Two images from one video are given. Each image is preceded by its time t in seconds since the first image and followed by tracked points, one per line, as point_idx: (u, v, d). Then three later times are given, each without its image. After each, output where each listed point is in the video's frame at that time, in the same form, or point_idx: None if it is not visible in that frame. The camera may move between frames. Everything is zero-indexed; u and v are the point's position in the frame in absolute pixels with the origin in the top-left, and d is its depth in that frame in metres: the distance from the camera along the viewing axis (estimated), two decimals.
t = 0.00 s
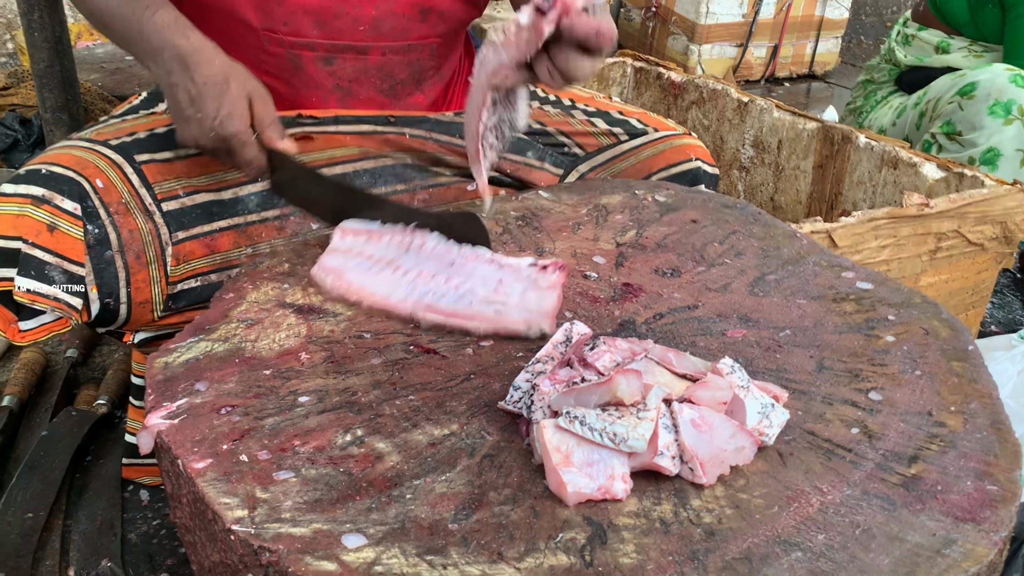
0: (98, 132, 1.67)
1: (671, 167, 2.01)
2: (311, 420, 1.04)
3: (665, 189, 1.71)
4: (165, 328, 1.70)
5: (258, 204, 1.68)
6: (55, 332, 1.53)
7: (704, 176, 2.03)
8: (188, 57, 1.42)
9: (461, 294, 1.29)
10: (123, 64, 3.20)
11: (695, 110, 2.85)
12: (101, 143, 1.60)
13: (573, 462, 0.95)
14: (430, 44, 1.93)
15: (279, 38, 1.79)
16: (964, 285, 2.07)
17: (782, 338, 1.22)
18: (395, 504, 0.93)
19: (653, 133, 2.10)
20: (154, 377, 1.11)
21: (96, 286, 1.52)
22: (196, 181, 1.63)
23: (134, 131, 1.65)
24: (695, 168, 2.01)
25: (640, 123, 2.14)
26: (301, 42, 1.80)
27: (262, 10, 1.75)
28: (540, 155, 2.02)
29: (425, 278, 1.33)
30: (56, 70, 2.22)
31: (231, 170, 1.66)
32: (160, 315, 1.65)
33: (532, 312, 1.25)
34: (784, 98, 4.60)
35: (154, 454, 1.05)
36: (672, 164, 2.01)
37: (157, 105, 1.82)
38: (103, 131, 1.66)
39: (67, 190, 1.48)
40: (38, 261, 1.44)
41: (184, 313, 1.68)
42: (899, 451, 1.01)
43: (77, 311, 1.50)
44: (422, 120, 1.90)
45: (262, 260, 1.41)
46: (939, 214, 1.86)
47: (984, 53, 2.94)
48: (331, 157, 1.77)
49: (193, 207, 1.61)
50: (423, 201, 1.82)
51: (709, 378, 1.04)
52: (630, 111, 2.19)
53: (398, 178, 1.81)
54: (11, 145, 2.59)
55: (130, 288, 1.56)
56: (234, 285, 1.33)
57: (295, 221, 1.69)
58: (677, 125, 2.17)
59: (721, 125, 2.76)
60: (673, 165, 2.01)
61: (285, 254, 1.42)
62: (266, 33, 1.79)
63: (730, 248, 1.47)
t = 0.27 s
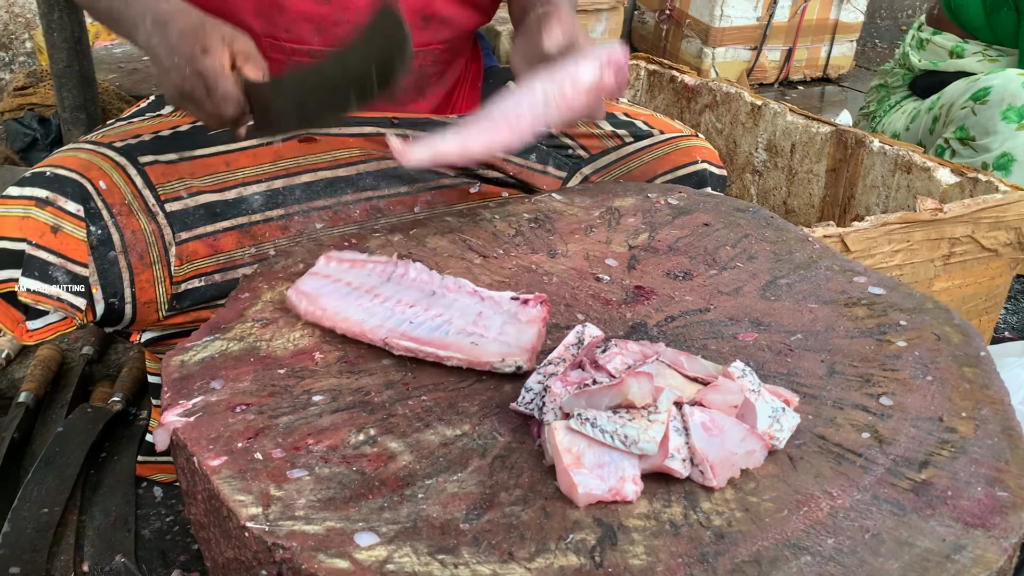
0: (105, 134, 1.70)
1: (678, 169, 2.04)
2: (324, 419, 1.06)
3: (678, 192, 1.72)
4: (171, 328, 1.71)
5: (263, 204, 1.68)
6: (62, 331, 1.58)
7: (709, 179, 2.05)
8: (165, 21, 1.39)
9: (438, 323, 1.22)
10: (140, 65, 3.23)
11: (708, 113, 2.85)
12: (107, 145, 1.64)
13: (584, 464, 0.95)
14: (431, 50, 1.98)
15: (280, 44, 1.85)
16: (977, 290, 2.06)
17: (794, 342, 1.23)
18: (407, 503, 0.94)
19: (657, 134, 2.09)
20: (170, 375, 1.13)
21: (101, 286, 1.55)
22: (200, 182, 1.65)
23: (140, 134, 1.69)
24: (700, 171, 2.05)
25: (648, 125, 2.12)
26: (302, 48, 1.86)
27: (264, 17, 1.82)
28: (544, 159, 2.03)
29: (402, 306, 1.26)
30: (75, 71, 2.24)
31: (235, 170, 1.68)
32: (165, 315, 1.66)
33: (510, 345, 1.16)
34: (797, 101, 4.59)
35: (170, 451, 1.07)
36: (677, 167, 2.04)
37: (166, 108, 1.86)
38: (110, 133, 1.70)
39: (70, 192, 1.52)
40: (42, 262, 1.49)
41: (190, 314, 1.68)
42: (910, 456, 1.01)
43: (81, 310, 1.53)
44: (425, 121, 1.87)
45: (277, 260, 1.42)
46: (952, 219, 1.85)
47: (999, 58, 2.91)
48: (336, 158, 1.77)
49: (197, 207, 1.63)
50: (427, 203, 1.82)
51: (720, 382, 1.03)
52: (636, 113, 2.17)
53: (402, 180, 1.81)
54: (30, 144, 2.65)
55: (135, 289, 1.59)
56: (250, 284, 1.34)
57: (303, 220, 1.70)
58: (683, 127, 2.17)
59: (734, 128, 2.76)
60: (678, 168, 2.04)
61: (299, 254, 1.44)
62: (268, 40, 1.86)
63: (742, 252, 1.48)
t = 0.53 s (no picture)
0: (122, 134, 1.71)
1: (696, 172, 2.03)
2: (339, 417, 1.05)
3: (694, 195, 1.71)
4: (187, 328, 1.73)
5: (279, 205, 1.68)
6: (75, 331, 1.61)
7: (728, 182, 2.03)
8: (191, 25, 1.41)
9: (453, 324, 1.22)
10: (157, 64, 3.25)
11: (724, 116, 2.84)
12: (125, 144, 1.64)
13: (600, 466, 0.95)
14: (455, 55, 1.96)
15: (305, 45, 1.83)
16: (995, 297, 2.04)
17: (812, 346, 1.21)
18: (422, 503, 0.93)
19: (678, 138, 2.09)
20: (185, 372, 1.13)
21: (116, 285, 1.55)
22: (217, 182, 1.64)
23: (159, 133, 1.69)
24: (721, 174, 2.04)
25: (666, 128, 2.12)
26: (327, 51, 1.84)
27: (291, 17, 1.81)
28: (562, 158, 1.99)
29: (417, 306, 1.26)
30: (92, 69, 2.25)
31: (253, 170, 1.68)
32: (182, 315, 1.67)
33: (524, 348, 1.16)
34: (813, 106, 4.57)
35: (184, 448, 1.07)
36: (699, 170, 2.04)
37: (183, 108, 1.85)
38: (127, 133, 1.71)
39: (87, 191, 1.53)
40: (58, 260, 1.49)
41: (206, 314, 1.70)
42: (930, 462, 1.00)
43: (97, 309, 1.54)
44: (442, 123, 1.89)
45: (292, 258, 1.42)
46: (971, 225, 1.83)
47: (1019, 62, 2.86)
48: (353, 159, 1.77)
49: (213, 208, 1.63)
50: (443, 205, 1.83)
51: (739, 385, 1.03)
52: (656, 116, 2.18)
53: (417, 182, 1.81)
54: (47, 142, 2.65)
55: (150, 289, 1.59)
56: (265, 282, 1.35)
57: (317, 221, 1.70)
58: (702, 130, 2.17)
59: (750, 131, 2.74)
60: (697, 172, 2.03)
61: (314, 253, 1.44)
62: (293, 40, 1.84)
63: (759, 255, 1.47)
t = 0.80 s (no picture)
0: (152, 138, 1.68)
1: (713, 182, 2.04)
2: (347, 416, 1.07)
3: (702, 197, 1.71)
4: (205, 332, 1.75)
5: (305, 216, 1.72)
6: (101, 336, 1.54)
7: (744, 192, 2.04)
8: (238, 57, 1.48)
9: (461, 324, 1.23)
10: (170, 66, 3.29)
11: (734, 118, 2.84)
12: (157, 148, 1.63)
13: (604, 465, 0.95)
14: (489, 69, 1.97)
15: (346, 55, 1.78)
16: (1005, 300, 2.03)
17: (818, 348, 1.22)
18: (428, 500, 0.95)
19: (695, 147, 2.09)
20: (196, 370, 1.15)
21: (145, 291, 1.55)
22: (247, 191, 1.65)
23: (189, 138, 1.68)
24: (738, 184, 2.04)
25: (684, 137, 2.12)
26: (368, 61, 1.80)
27: (333, 26, 1.73)
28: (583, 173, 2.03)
29: (426, 306, 1.28)
30: (107, 71, 2.28)
31: (282, 180, 1.69)
32: (204, 320, 1.68)
33: (531, 348, 1.17)
34: (824, 108, 4.56)
35: (195, 445, 1.09)
36: (715, 180, 2.05)
37: (210, 112, 1.83)
38: (158, 136, 1.68)
39: (123, 197, 1.51)
40: (92, 266, 1.46)
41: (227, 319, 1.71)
42: (934, 464, 1.00)
43: (126, 315, 1.53)
44: (465, 142, 1.94)
45: (302, 259, 1.44)
46: (981, 228, 1.83)
47: None
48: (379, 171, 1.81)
49: (241, 216, 1.65)
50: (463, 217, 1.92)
51: (743, 385, 1.03)
52: (674, 124, 2.16)
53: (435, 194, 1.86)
54: (61, 143, 2.70)
55: (177, 294, 1.60)
56: (275, 282, 1.36)
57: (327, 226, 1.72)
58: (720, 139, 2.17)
59: (760, 134, 2.74)
60: (714, 181, 2.05)
61: (324, 253, 1.46)
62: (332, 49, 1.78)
63: (766, 257, 1.47)
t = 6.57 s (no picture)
0: (105, 162, 1.68)
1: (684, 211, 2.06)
2: (314, 448, 1.04)
3: (676, 220, 1.71)
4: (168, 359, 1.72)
5: (265, 235, 1.67)
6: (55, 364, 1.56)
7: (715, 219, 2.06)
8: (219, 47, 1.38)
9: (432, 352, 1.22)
10: (143, 79, 3.24)
11: (709, 138, 2.85)
12: (108, 173, 1.62)
13: (573, 501, 0.94)
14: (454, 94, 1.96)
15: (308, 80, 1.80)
16: (976, 323, 2.05)
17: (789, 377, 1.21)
18: (395, 537, 0.92)
19: (667, 172, 2.09)
20: (159, 400, 1.12)
21: (97, 318, 1.53)
22: (201, 212, 1.63)
23: (142, 161, 1.68)
24: (708, 212, 2.07)
25: (655, 161, 2.11)
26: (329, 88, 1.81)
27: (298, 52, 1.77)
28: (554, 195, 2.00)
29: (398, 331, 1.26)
30: (76, 86, 2.24)
31: (238, 201, 1.68)
32: (165, 345, 1.66)
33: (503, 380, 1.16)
34: (799, 125, 4.60)
35: (156, 478, 1.06)
36: (686, 208, 2.07)
37: (166, 132, 1.84)
38: (110, 160, 1.68)
39: (69, 224, 1.51)
40: (38, 295, 1.46)
41: (188, 343, 1.69)
42: (905, 496, 1.00)
43: (76, 345, 1.52)
44: (431, 152, 1.90)
45: (272, 282, 1.41)
46: (951, 251, 1.85)
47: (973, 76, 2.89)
48: (339, 188, 1.78)
49: (198, 239, 1.61)
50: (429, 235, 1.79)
51: (715, 419, 1.03)
52: (645, 148, 2.16)
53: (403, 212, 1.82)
54: (29, 158, 2.67)
55: (132, 321, 1.57)
56: (243, 307, 1.34)
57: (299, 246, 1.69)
58: (692, 163, 2.17)
59: (735, 154, 2.76)
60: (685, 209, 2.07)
61: (294, 276, 1.43)
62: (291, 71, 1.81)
63: (739, 282, 1.47)
